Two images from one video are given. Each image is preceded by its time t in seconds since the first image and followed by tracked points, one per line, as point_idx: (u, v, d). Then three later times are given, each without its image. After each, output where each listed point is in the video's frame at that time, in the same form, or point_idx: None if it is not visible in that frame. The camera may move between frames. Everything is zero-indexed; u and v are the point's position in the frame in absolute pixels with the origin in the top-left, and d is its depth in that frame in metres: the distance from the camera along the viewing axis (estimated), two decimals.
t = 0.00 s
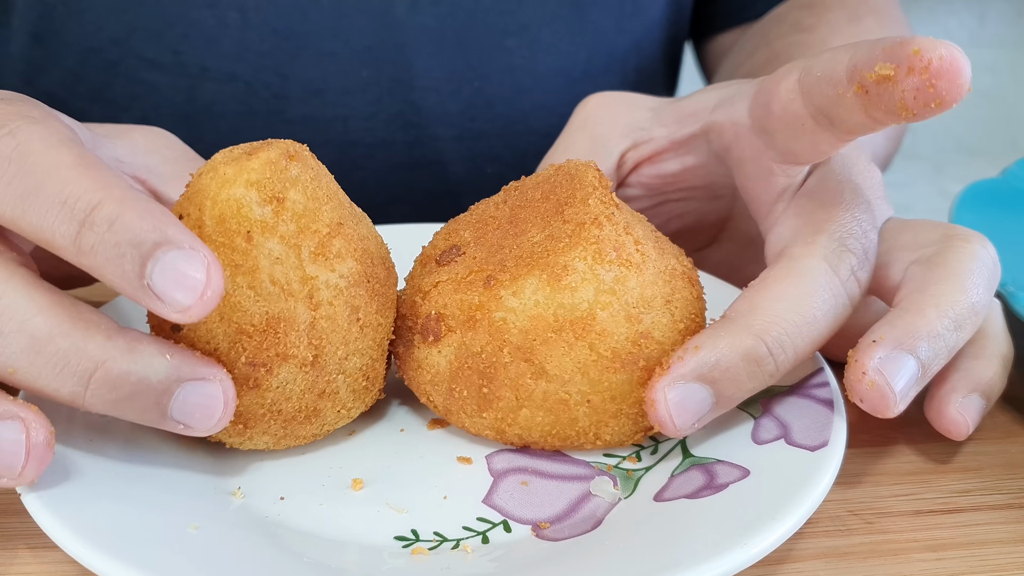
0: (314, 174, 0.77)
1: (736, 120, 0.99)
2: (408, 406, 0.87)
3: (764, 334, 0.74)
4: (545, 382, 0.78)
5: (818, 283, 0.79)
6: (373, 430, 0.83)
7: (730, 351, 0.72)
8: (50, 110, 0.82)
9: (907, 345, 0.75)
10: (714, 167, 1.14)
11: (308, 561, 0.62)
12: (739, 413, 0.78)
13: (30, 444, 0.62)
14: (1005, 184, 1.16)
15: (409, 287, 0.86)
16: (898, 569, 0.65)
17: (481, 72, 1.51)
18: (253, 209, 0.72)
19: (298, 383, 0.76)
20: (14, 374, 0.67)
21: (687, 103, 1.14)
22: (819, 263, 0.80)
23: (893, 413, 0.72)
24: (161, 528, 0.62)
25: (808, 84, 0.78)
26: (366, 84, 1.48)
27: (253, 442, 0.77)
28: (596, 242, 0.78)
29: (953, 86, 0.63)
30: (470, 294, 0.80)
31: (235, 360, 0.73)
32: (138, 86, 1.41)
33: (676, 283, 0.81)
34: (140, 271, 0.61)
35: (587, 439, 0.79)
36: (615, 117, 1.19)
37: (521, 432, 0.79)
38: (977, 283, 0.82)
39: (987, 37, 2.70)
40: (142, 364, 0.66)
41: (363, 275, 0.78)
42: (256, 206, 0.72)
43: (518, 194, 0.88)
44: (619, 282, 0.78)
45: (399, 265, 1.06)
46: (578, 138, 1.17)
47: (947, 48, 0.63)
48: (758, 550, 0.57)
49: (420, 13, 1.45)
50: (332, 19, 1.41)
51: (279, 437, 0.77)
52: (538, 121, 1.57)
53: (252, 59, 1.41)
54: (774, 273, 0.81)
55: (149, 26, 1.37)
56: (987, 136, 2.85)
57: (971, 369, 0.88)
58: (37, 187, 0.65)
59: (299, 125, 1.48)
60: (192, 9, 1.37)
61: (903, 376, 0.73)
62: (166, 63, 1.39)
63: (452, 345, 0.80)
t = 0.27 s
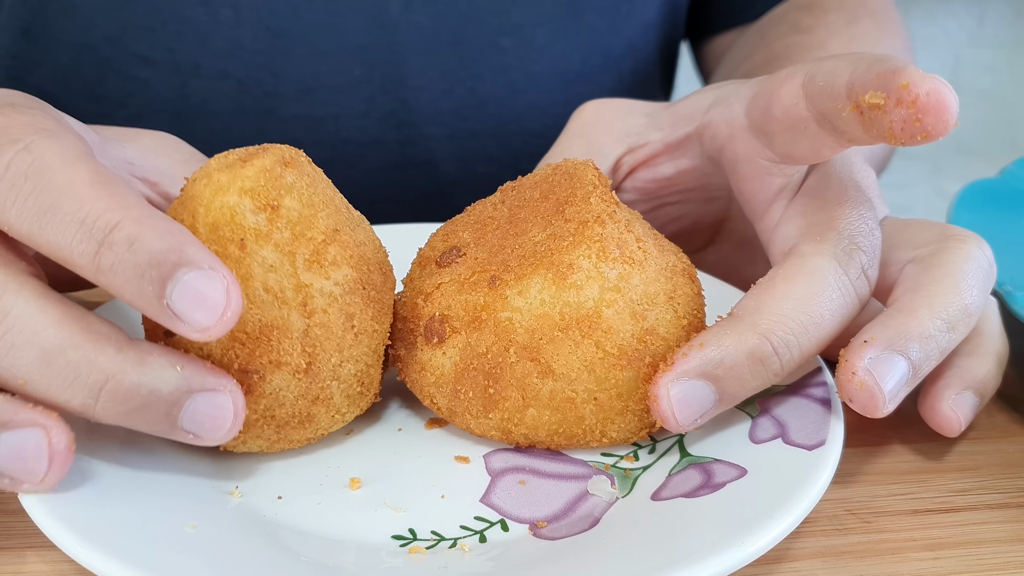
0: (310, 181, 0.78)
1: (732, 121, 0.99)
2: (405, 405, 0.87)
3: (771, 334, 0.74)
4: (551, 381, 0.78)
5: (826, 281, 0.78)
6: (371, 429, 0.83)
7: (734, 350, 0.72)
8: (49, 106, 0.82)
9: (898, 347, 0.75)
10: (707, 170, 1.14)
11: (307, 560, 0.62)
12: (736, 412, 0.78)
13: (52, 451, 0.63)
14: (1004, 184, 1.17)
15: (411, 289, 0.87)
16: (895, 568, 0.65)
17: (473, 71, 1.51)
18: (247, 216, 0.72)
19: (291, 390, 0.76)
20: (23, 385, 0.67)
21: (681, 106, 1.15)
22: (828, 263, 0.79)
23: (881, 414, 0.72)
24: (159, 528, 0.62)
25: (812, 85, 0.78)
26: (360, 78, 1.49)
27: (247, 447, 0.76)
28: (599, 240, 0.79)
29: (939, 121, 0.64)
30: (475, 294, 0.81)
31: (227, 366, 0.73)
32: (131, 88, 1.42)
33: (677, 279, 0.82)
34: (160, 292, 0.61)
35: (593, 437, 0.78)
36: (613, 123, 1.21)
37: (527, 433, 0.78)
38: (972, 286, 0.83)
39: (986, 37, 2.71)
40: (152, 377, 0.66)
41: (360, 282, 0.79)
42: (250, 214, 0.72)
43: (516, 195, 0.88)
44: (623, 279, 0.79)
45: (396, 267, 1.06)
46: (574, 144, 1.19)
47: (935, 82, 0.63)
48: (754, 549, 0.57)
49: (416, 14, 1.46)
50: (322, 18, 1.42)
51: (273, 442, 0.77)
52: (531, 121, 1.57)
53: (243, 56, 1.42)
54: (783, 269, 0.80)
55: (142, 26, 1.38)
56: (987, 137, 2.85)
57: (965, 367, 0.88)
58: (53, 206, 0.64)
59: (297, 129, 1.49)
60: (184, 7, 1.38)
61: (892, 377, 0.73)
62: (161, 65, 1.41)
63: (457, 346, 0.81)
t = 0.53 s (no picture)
0: (305, 156, 0.80)
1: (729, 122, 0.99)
2: (403, 406, 0.87)
3: (779, 341, 0.74)
4: (558, 384, 0.77)
5: (837, 286, 0.78)
6: (370, 430, 0.83)
7: (742, 355, 0.73)
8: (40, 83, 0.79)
9: (900, 353, 0.75)
10: (707, 172, 1.14)
11: (304, 560, 0.62)
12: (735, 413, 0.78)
13: (40, 389, 0.63)
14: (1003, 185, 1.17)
15: (410, 296, 0.85)
16: (894, 568, 0.65)
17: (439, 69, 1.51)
18: (245, 184, 0.74)
19: (289, 359, 0.78)
20: (28, 333, 0.66)
21: (677, 110, 1.15)
22: (838, 266, 0.79)
23: (882, 423, 0.72)
24: (157, 529, 0.62)
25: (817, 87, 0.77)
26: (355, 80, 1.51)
27: (245, 420, 0.79)
28: (602, 242, 0.78)
29: (949, 127, 0.64)
30: (478, 300, 0.79)
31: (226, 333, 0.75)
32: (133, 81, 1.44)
33: (677, 277, 0.82)
34: (165, 253, 0.62)
35: (600, 438, 0.78)
36: (608, 129, 1.22)
37: (534, 436, 0.79)
38: (972, 292, 0.82)
39: (987, 39, 2.74)
40: (154, 330, 0.67)
41: (354, 255, 0.81)
42: (248, 182, 0.75)
43: (512, 197, 0.87)
44: (626, 280, 0.78)
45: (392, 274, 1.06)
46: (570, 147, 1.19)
47: (945, 88, 0.64)
48: (753, 549, 0.57)
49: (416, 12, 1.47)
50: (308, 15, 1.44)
51: (270, 416, 0.79)
52: (497, 123, 1.56)
53: (201, 40, 1.42)
54: (791, 273, 0.80)
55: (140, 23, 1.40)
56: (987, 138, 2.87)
57: (968, 367, 0.88)
58: (61, 167, 0.64)
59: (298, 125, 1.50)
60: None
61: (894, 387, 0.73)
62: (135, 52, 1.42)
63: (462, 352, 0.80)
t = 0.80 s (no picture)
0: (238, 96, 0.73)
1: (719, 125, 0.99)
2: (401, 408, 0.87)
3: (776, 335, 0.73)
4: (567, 385, 0.77)
5: (831, 280, 0.78)
6: (370, 431, 0.83)
7: (739, 351, 0.72)
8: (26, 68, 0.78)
9: (895, 351, 0.75)
10: (700, 177, 1.14)
11: (304, 561, 0.62)
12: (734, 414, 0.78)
13: None
14: (1001, 185, 1.17)
15: (410, 305, 0.86)
16: (894, 569, 0.65)
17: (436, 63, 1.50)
18: (168, 123, 0.67)
19: (217, 314, 0.70)
20: None
21: (669, 119, 1.15)
22: (828, 260, 0.79)
23: (879, 420, 0.72)
24: (156, 529, 0.62)
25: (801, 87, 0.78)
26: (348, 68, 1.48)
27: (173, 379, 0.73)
28: (603, 241, 0.79)
29: (923, 121, 0.65)
30: (484, 304, 0.80)
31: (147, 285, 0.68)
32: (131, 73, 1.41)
33: (674, 274, 0.84)
34: (81, 194, 0.58)
35: (608, 437, 0.78)
36: (602, 143, 1.22)
37: (544, 439, 0.78)
38: (967, 290, 0.82)
39: (987, 39, 2.73)
40: (67, 279, 0.61)
41: (289, 203, 0.72)
42: (172, 121, 0.67)
43: (505, 201, 0.88)
44: (628, 277, 0.79)
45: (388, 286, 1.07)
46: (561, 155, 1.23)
47: (918, 82, 0.64)
48: (752, 550, 0.57)
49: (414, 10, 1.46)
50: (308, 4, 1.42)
51: (201, 374, 0.73)
52: (495, 121, 1.55)
53: (194, 27, 1.40)
54: (785, 270, 0.79)
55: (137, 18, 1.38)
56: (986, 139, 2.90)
57: (956, 368, 0.88)
58: None
59: (301, 115, 1.49)
60: None
61: (890, 383, 0.72)
62: (128, 39, 1.38)
63: (469, 358, 0.80)
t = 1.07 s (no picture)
0: None
1: (722, 123, 0.99)
2: (401, 407, 0.87)
3: (764, 334, 0.73)
4: (567, 383, 0.77)
5: (822, 280, 0.78)
6: (370, 430, 0.83)
7: (729, 349, 0.72)
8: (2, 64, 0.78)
9: (888, 347, 0.75)
10: (704, 173, 1.14)
11: (303, 560, 0.62)
12: (735, 413, 0.78)
13: None
14: (1001, 185, 1.17)
15: (409, 304, 0.86)
16: (893, 569, 0.65)
17: (435, 64, 1.51)
18: None
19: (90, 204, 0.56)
20: None
21: (675, 110, 1.13)
22: (819, 259, 0.79)
23: (872, 415, 0.71)
24: (155, 529, 0.62)
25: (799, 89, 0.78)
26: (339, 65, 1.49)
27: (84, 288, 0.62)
28: (602, 240, 0.79)
29: (915, 128, 0.64)
30: (483, 302, 0.80)
31: None
32: (130, 72, 1.43)
33: (673, 273, 0.84)
34: None
35: (608, 435, 0.78)
36: (610, 130, 1.20)
37: (544, 437, 0.78)
38: (966, 288, 0.82)
39: (986, 40, 2.73)
40: None
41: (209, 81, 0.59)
42: None
43: (504, 200, 0.88)
44: (627, 276, 0.79)
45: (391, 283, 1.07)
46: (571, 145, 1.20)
47: (912, 89, 0.64)
48: (752, 549, 0.57)
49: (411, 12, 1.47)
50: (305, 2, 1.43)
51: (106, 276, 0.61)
52: (495, 121, 1.56)
53: (185, 25, 1.41)
54: (776, 269, 0.80)
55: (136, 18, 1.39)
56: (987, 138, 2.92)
57: (948, 372, 0.87)
58: None
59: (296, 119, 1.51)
60: None
61: (883, 379, 0.72)
62: (117, 37, 1.40)
63: (468, 356, 0.80)
